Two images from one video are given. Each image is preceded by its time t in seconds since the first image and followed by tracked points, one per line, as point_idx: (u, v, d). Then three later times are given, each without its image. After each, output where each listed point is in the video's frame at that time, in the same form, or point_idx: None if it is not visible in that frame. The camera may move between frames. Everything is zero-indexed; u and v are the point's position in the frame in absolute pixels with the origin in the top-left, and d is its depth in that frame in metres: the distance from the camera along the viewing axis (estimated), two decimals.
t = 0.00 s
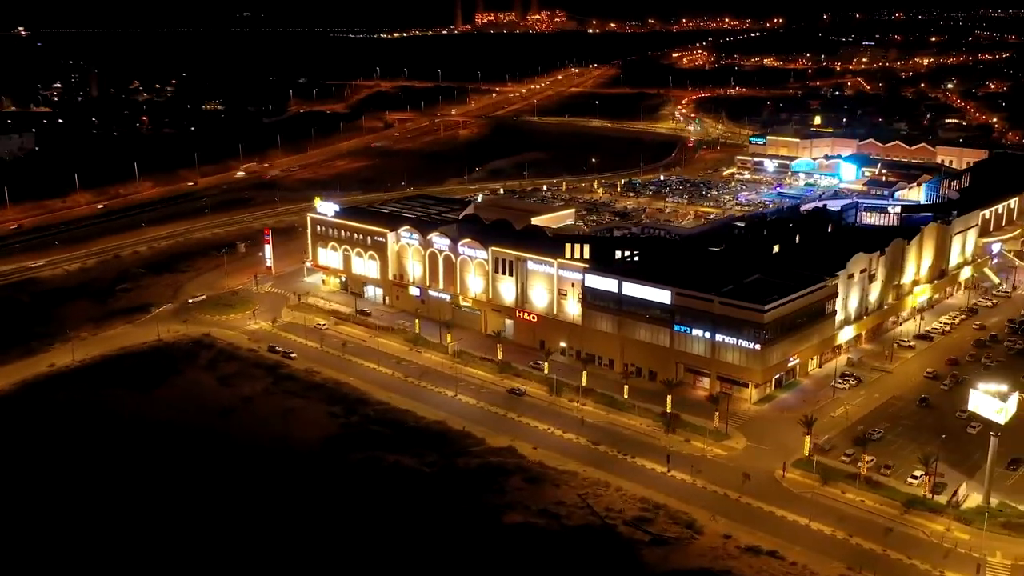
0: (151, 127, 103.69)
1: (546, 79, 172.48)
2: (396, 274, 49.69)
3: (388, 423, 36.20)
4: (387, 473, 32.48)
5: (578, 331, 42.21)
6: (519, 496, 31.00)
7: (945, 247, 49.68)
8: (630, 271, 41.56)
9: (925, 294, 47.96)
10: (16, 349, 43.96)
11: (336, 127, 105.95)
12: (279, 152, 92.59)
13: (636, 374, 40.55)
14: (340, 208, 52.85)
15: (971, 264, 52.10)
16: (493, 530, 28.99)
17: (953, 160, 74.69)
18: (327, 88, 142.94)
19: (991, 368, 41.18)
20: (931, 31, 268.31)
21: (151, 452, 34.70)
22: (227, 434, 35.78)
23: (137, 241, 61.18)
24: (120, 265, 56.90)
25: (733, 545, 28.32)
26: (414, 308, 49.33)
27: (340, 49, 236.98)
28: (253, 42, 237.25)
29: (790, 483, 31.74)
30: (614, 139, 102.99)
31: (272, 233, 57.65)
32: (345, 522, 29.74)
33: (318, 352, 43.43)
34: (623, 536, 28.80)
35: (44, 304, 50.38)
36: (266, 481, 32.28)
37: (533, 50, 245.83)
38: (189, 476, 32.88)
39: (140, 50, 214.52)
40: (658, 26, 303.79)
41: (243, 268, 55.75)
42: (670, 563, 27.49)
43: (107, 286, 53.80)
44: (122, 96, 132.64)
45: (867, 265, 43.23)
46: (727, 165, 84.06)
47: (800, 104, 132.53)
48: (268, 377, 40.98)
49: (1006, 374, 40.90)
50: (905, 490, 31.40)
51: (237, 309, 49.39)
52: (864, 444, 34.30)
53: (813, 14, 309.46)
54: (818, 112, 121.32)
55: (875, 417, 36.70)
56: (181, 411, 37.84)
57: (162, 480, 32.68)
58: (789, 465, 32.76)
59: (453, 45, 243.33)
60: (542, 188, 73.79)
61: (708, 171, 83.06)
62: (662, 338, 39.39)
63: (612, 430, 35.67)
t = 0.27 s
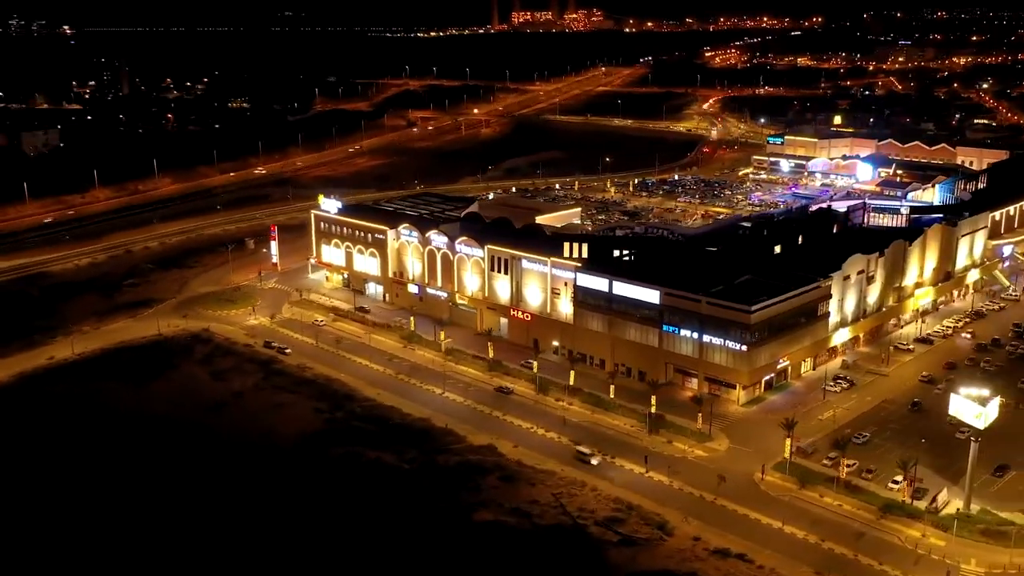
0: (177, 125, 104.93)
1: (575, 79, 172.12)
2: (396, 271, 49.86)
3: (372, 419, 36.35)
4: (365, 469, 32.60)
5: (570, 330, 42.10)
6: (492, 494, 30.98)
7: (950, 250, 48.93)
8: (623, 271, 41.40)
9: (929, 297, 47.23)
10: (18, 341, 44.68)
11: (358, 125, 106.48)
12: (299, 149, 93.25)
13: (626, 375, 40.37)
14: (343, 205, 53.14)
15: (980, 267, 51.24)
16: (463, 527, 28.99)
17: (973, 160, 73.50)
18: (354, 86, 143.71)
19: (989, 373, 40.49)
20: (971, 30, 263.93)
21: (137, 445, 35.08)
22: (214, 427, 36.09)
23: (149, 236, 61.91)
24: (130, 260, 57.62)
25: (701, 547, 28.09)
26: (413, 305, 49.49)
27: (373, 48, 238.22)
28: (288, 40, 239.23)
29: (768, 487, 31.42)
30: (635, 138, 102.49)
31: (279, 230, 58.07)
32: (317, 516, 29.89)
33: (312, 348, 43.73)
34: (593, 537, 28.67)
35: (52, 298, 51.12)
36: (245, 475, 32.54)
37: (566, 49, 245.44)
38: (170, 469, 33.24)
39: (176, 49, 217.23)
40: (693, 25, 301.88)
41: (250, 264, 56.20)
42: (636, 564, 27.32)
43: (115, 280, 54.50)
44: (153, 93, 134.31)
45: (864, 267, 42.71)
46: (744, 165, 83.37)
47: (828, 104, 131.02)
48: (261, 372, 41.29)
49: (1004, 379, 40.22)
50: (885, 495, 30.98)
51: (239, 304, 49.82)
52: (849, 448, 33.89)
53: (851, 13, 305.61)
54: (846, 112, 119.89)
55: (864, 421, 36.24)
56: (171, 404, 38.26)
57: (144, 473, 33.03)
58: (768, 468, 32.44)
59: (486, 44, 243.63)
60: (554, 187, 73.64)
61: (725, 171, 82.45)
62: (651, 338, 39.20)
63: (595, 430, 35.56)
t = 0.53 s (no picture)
0: (206, 122, 106.27)
1: (609, 78, 171.39)
2: (396, 269, 50.11)
3: (354, 416, 36.59)
4: (339, 465, 32.81)
5: (561, 330, 42.02)
6: (462, 493, 31.04)
7: (957, 253, 48.07)
8: (613, 271, 41.24)
9: (933, 301, 46.45)
10: (23, 333, 45.57)
11: (384, 124, 107.05)
12: (322, 147, 93.99)
13: (614, 375, 40.20)
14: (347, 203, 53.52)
15: (989, 271, 50.27)
16: (427, 525, 29.07)
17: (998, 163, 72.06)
18: (386, 85, 144.50)
19: (985, 380, 39.73)
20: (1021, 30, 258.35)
21: (121, 434, 35.78)
22: (198, 421, 36.54)
23: (164, 232, 62.80)
24: (142, 255, 58.52)
25: (663, 550, 27.92)
26: (412, 303, 49.72)
27: (412, 47, 239.25)
28: (328, 38, 241.05)
29: (741, 490, 31.12)
30: (660, 139, 101.86)
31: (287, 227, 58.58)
32: (286, 511, 30.14)
33: (306, 344, 44.14)
34: (556, 537, 28.60)
35: (61, 292, 52.08)
36: (222, 469, 32.90)
37: (605, 48, 244.51)
38: (151, 461, 33.72)
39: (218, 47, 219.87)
40: (735, 25, 299.15)
41: (258, 260, 56.79)
42: (595, 565, 27.22)
43: (125, 275, 55.41)
44: (188, 91, 136.13)
45: (861, 269, 42.12)
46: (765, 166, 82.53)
47: (863, 105, 129.11)
48: (253, 368, 41.74)
49: (1000, 387, 39.45)
50: (858, 501, 30.54)
51: (241, 300, 50.38)
52: (828, 453, 33.45)
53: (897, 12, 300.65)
54: (879, 113, 118.03)
55: (849, 427, 35.75)
56: (162, 397, 38.82)
57: (125, 465, 33.55)
58: (743, 472, 32.14)
59: (524, 43, 243.51)
60: (569, 187, 73.46)
61: (745, 171, 81.68)
62: (638, 339, 39.01)
63: (574, 430, 35.48)
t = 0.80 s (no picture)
0: (235, 121, 107.63)
1: (643, 78, 170.66)
2: (396, 268, 50.35)
3: (337, 415, 36.87)
4: (314, 462, 33.08)
5: (551, 331, 41.93)
6: (431, 492, 31.16)
7: (963, 258, 47.20)
8: (604, 273, 41.10)
9: (936, 306, 45.64)
10: (28, 327, 46.54)
11: (410, 123, 107.50)
12: (345, 147, 94.67)
13: (601, 377, 40.07)
14: (352, 202, 53.90)
15: (998, 277, 49.29)
16: (391, 524, 29.20)
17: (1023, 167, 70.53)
18: (418, 84, 145.08)
19: (980, 388, 39.04)
20: None
21: (108, 428, 36.40)
22: (184, 416, 37.04)
23: (178, 229, 63.73)
24: (155, 252, 59.42)
25: (624, 554, 27.81)
26: (411, 302, 49.94)
27: (450, 47, 240.11)
28: (367, 38, 242.81)
29: (713, 495, 30.88)
30: (686, 140, 101.13)
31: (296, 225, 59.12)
32: (255, 507, 30.46)
33: (301, 342, 44.53)
34: (518, 538, 28.58)
35: (71, 287, 53.07)
36: (199, 464, 33.32)
37: (643, 48, 243.44)
38: (132, 455, 34.25)
39: (258, 47, 222.51)
40: (779, 25, 295.90)
41: (266, 258, 57.34)
42: (553, 568, 27.20)
43: (136, 270, 56.30)
44: (222, 90, 137.98)
45: (857, 274, 41.53)
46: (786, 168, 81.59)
47: (897, 107, 127.04)
48: (245, 365, 42.19)
49: (995, 396, 38.68)
50: (831, 508, 30.16)
51: (244, 297, 50.95)
52: (807, 460, 33.08)
53: (945, 13, 295.30)
54: (912, 115, 116.09)
55: (832, 433, 35.29)
56: (152, 392, 39.40)
57: (107, 458, 34.09)
58: (717, 476, 31.87)
59: (562, 43, 243.27)
60: (584, 188, 73.25)
61: (766, 173, 80.86)
62: (625, 341, 38.82)
63: (554, 431, 35.42)
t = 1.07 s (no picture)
0: (258, 119, 108.64)
1: (672, 78, 169.73)
2: (396, 267, 50.59)
3: (323, 412, 37.12)
4: (294, 458, 33.35)
5: (543, 331, 41.87)
6: (406, 490, 31.30)
7: (967, 262, 46.50)
8: (595, 273, 40.99)
9: (937, 310, 45.00)
10: (32, 320, 47.34)
11: (431, 123, 107.81)
12: (364, 146, 95.18)
13: (591, 378, 39.97)
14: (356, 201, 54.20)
15: (1005, 282, 48.48)
16: (361, 520, 29.31)
17: None
18: (444, 84, 145.46)
19: (974, 394, 38.44)
20: None
21: (98, 421, 36.95)
22: (173, 410, 37.45)
23: (190, 226, 64.48)
24: (165, 248, 60.16)
25: (590, 555, 27.74)
26: (411, 301, 50.13)
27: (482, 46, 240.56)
28: (400, 37, 243.97)
29: (688, 498, 30.69)
30: (707, 140, 100.43)
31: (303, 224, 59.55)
32: (230, 501, 30.77)
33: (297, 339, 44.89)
34: (486, 537, 28.59)
35: (80, 282, 53.90)
36: (182, 458, 33.72)
37: (675, 48, 242.16)
38: (118, 449, 34.75)
39: (290, 47, 224.41)
40: (815, 24, 292.89)
41: (273, 255, 57.84)
42: (517, 567, 27.19)
43: (145, 267, 57.06)
44: (251, 90, 139.36)
45: (853, 277, 41.04)
46: (804, 170, 80.76)
47: (927, 108, 125.14)
48: (239, 361, 42.59)
49: (989, 402, 38.05)
50: (806, 513, 29.85)
51: (247, 294, 51.44)
52: (787, 464, 32.76)
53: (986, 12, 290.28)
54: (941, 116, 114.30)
55: (817, 437, 34.91)
56: (144, 387, 39.91)
57: (93, 450, 34.57)
58: (694, 478, 31.67)
59: (594, 42, 242.66)
60: (596, 189, 73.03)
61: (782, 174, 80.11)
62: (613, 342, 38.69)
63: (536, 432, 35.41)
